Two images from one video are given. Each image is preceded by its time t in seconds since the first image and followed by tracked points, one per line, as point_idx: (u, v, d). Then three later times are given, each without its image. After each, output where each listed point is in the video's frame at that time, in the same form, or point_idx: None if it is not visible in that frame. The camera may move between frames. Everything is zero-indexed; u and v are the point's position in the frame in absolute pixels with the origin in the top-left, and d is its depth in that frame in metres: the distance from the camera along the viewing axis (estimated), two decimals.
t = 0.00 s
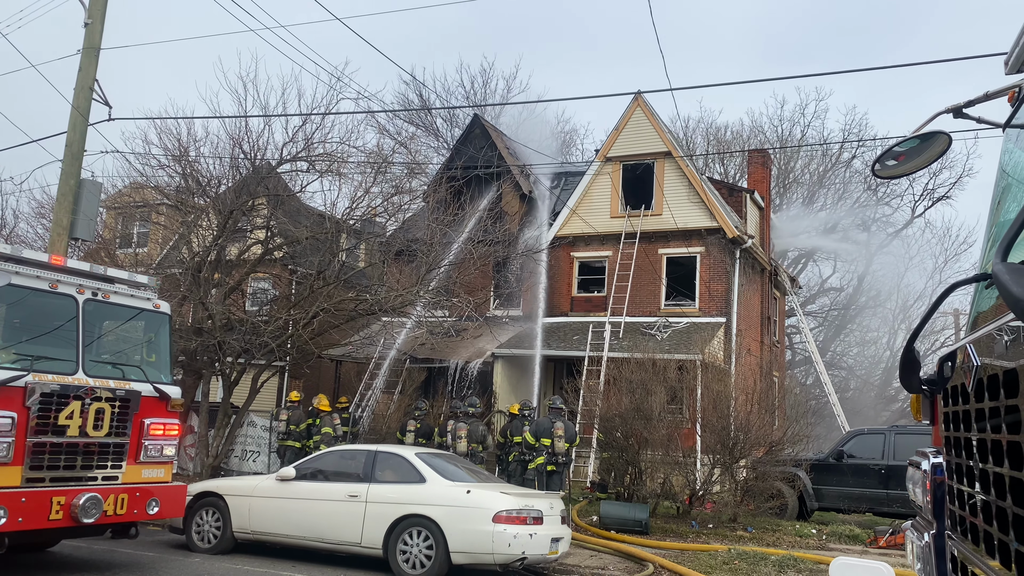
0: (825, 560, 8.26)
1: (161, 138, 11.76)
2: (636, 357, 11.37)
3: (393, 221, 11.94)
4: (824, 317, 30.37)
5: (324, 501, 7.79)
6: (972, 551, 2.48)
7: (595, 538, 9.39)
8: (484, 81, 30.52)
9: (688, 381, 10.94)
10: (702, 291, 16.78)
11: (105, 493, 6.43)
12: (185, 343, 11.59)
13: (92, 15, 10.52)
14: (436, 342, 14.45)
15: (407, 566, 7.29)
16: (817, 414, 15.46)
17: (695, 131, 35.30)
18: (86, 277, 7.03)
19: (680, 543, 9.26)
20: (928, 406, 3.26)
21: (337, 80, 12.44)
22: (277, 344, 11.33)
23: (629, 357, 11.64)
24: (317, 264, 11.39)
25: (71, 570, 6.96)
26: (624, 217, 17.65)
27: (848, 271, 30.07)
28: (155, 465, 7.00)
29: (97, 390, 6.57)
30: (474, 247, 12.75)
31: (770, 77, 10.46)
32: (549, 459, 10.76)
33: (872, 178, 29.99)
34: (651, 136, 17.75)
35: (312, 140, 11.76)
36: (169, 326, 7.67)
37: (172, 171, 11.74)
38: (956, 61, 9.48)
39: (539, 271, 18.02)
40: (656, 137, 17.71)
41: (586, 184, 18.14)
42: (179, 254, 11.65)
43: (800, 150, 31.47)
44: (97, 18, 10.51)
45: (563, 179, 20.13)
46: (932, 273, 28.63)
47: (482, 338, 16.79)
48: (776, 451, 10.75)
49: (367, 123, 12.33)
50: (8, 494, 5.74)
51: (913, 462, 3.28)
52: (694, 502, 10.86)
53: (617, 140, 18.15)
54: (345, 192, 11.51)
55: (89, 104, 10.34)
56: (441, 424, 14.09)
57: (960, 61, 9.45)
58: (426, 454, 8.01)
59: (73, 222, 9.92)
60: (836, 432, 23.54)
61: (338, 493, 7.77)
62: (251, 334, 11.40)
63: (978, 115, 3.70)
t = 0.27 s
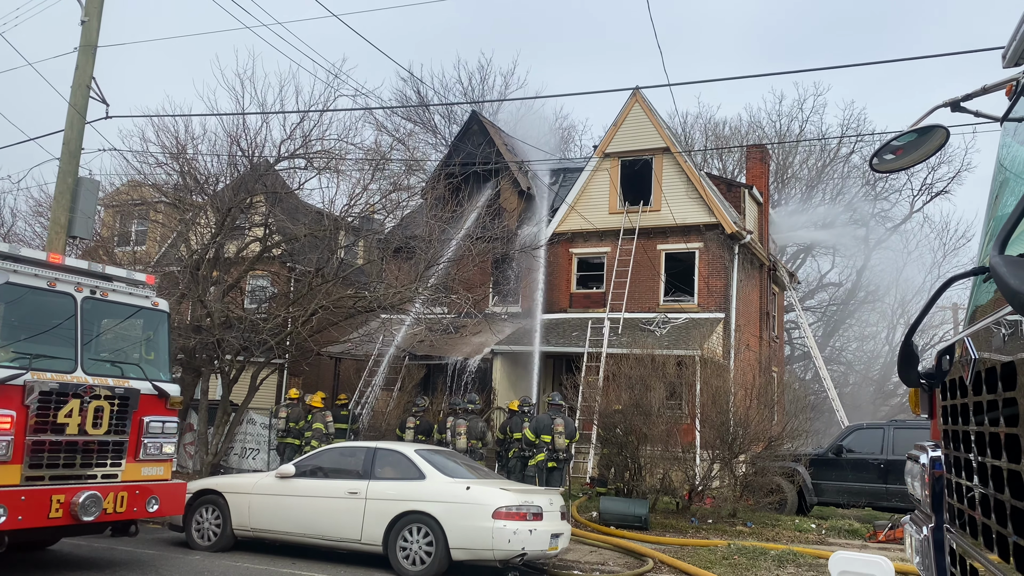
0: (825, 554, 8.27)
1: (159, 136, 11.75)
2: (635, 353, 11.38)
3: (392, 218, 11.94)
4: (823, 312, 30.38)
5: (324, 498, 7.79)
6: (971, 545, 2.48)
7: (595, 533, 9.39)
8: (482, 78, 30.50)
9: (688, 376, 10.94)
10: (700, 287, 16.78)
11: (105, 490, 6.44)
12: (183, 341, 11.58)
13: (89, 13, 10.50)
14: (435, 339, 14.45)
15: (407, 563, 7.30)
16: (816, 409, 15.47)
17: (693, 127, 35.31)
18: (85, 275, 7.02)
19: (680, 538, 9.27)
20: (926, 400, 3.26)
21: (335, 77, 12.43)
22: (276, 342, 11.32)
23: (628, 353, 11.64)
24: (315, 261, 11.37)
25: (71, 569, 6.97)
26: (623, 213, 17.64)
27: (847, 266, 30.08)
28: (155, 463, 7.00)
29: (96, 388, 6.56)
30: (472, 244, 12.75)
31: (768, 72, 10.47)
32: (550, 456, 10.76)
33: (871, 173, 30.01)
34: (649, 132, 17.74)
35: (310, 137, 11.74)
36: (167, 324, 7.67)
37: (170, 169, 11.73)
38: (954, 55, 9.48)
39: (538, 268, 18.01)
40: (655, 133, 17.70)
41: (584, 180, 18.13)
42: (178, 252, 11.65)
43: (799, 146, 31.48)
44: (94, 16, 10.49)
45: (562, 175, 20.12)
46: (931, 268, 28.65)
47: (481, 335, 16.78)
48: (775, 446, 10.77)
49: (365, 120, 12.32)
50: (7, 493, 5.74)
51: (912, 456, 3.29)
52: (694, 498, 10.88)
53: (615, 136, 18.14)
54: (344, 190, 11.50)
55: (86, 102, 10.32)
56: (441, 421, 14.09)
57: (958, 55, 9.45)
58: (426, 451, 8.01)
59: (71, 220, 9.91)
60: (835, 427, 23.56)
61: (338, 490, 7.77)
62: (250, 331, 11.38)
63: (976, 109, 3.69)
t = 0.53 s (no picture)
0: (825, 550, 8.28)
1: (158, 133, 11.74)
2: (635, 350, 11.39)
3: (391, 215, 11.94)
4: (823, 308, 30.39)
5: (324, 495, 7.80)
6: (971, 541, 2.49)
7: (595, 530, 9.40)
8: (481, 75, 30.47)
9: (688, 372, 10.93)
10: (700, 283, 16.78)
11: (105, 488, 6.44)
12: (183, 338, 11.57)
13: (88, 10, 10.48)
14: (435, 336, 14.46)
15: (408, 560, 7.31)
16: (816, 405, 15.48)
17: (692, 123, 35.29)
18: (84, 273, 7.02)
19: (680, 534, 9.29)
20: (927, 396, 3.26)
21: (334, 74, 12.42)
22: (276, 339, 11.33)
23: (628, 349, 11.64)
24: (315, 259, 11.37)
25: (72, 566, 6.97)
26: (623, 209, 17.64)
27: (847, 262, 30.09)
28: (155, 460, 7.00)
29: (96, 386, 6.56)
30: (472, 241, 12.76)
31: (767, 68, 10.45)
32: (550, 452, 10.77)
33: (871, 169, 29.99)
34: (649, 129, 17.73)
35: (309, 134, 11.73)
36: (167, 322, 7.66)
37: (169, 166, 11.72)
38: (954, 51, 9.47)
39: (538, 264, 18.00)
40: (654, 129, 17.68)
41: (584, 177, 18.12)
42: (177, 249, 11.65)
43: (799, 142, 31.46)
44: (92, 13, 10.47)
45: (561, 172, 20.11)
46: (930, 264, 28.66)
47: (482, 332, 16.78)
48: (775, 442, 10.75)
49: (364, 117, 12.31)
50: (8, 490, 5.74)
51: (912, 451, 3.29)
52: (694, 494, 10.89)
53: (615, 133, 18.12)
54: (343, 187, 11.49)
55: (85, 99, 10.31)
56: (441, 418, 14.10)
57: (959, 51, 9.43)
58: (426, 448, 8.02)
59: (71, 217, 9.90)
60: (835, 423, 23.58)
61: (338, 487, 7.78)
62: (250, 328, 11.38)
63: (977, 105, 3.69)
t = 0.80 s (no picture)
0: (825, 548, 8.29)
1: (158, 130, 11.73)
2: (635, 347, 11.38)
3: (392, 212, 11.93)
4: (823, 306, 30.38)
5: (325, 492, 7.81)
6: (973, 538, 2.49)
7: (596, 527, 9.40)
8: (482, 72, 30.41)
9: (688, 370, 10.92)
10: (701, 281, 16.77)
11: (106, 485, 6.45)
12: (184, 336, 11.57)
13: (88, 7, 10.47)
14: (436, 333, 14.46)
15: (408, 557, 7.32)
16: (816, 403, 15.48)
17: (693, 121, 35.25)
18: (85, 270, 7.02)
19: (680, 531, 9.30)
20: (929, 393, 3.26)
21: (334, 72, 12.41)
22: (277, 336, 11.32)
23: (628, 347, 11.63)
24: (316, 256, 11.37)
25: (74, 563, 6.98)
26: (623, 207, 17.62)
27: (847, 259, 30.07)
28: (156, 457, 7.00)
29: (97, 383, 6.56)
30: (473, 238, 12.74)
31: (768, 65, 10.43)
32: (551, 450, 10.78)
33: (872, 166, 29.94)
34: (649, 126, 17.71)
35: (309, 131, 11.71)
36: (168, 319, 7.66)
37: (170, 163, 11.71)
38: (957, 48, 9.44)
39: (538, 262, 18.00)
40: (655, 126, 17.66)
41: (585, 174, 18.11)
42: (178, 247, 11.65)
43: (799, 139, 31.41)
44: (92, 10, 10.46)
45: (562, 169, 20.10)
46: (931, 261, 28.65)
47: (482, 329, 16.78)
48: (776, 439, 10.75)
49: (365, 115, 12.30)
50: (10, 487, 5.76)
51: (914, 449, 3.28)
52: (694, 491, 10.90)
53: (616, 130, 18.11)
54: (344, 184, 11.49)
55: (86, 96, 10.30)
56: (442, 415, 14.10)
57: (960, 47, 9.40)
58: (426, 445, 8.02)
59: (72, 214, 9.90)
60: (835, 420, 23.59)
61: (339, 484, 7.78)
62: (251, 325, 11.37)
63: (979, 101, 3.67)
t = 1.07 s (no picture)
0: (826, 547, 8.29)
1: (160, 128, 11.73)
2: (636, 346, 11.38)
3: (393, 211, 11.91)
4: (824, 305, 30.38)
5: (326, 490, 7.81)
6: (975, 537, 2.49)
7: (597, 526, 9.40)
8: (483, 70, 30.39)
9: (689, 369, 10.92)
10: (702, 279, 16.77)
11: (107, 483, 6.45)
12: (185, 333, 11.58)
13: (89, 4, 10.47)
14: (437, 331, 14.46)
15: (409, 555, 7.32)
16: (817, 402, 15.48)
17: (695, 119, 35.22)
18: (86, 268, 7.02)
19: (681, 530, 9.31)
20: (930, 392, 3.26)
21: (336, 70, 12.41)
22: (278, 334, 11.32)
23: (629, 346, 11.62)
24: (317, 254, 11.37)
25: (76, 560, 6.99)
26: (625, 205, 17.60)
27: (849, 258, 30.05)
28: (157, 455, 7.00)
29: (99, 380, 6.57)
30: (474, 236, 12.73)
31: (770, 64, 10.40)
32: (552, 448, 10.78)
33: (873, 165, 29.90)
34: (651, 125, 17.69)
35: (311, 129, 11.72)
36: (169, 317, 7.66)
37: (171, 161, 11.72)
38: (959, 47, 9.42)
39: (539, 261, 17.99)
40: (656, 125, 17.64)
41: (586, 172, 18.10)
42: (179, 245, 11.65)
43: (801, 138, 31.38)
44: (94, 8, 10.46)
45: (563, 168, 20.09)
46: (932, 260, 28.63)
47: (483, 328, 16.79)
48: (776, 438, 10.75)
49: (366, 113, 12.29)
50: (11, 484, 5.77)
51: (915, 448, 3.28)
52: (695, 490, 10.89)
53: (617, 129, 18.09)
54: (345, 182, 11.48)
55: (87, 94, 10.30)
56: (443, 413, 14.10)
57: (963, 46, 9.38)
58: (428, 443, 8.02)
59: (73, 212, 9.90)
60: (836, 419, 23.60)
61: (339, 482, 7.79)
62: (252, 323, 11.38)
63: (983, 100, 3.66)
